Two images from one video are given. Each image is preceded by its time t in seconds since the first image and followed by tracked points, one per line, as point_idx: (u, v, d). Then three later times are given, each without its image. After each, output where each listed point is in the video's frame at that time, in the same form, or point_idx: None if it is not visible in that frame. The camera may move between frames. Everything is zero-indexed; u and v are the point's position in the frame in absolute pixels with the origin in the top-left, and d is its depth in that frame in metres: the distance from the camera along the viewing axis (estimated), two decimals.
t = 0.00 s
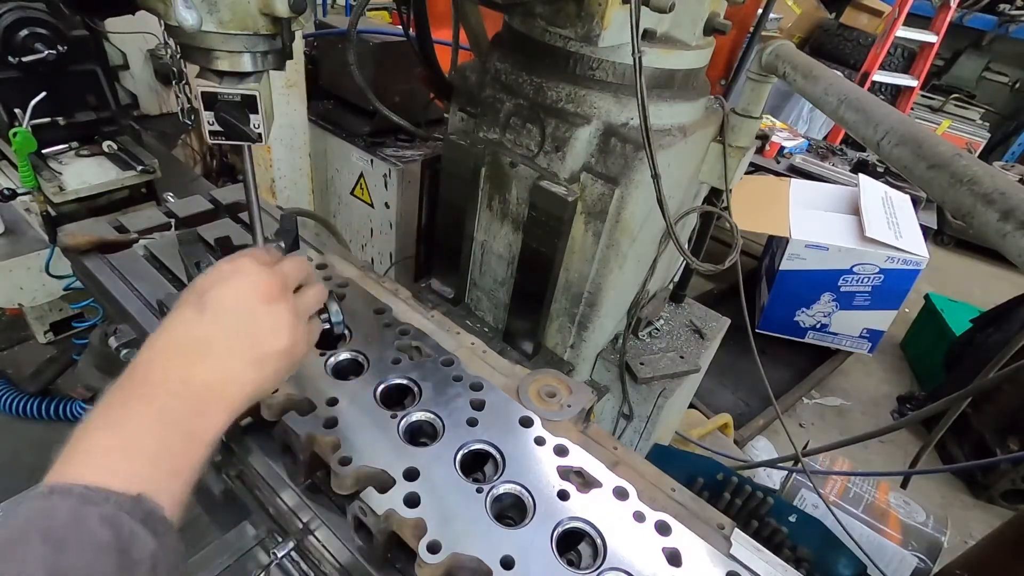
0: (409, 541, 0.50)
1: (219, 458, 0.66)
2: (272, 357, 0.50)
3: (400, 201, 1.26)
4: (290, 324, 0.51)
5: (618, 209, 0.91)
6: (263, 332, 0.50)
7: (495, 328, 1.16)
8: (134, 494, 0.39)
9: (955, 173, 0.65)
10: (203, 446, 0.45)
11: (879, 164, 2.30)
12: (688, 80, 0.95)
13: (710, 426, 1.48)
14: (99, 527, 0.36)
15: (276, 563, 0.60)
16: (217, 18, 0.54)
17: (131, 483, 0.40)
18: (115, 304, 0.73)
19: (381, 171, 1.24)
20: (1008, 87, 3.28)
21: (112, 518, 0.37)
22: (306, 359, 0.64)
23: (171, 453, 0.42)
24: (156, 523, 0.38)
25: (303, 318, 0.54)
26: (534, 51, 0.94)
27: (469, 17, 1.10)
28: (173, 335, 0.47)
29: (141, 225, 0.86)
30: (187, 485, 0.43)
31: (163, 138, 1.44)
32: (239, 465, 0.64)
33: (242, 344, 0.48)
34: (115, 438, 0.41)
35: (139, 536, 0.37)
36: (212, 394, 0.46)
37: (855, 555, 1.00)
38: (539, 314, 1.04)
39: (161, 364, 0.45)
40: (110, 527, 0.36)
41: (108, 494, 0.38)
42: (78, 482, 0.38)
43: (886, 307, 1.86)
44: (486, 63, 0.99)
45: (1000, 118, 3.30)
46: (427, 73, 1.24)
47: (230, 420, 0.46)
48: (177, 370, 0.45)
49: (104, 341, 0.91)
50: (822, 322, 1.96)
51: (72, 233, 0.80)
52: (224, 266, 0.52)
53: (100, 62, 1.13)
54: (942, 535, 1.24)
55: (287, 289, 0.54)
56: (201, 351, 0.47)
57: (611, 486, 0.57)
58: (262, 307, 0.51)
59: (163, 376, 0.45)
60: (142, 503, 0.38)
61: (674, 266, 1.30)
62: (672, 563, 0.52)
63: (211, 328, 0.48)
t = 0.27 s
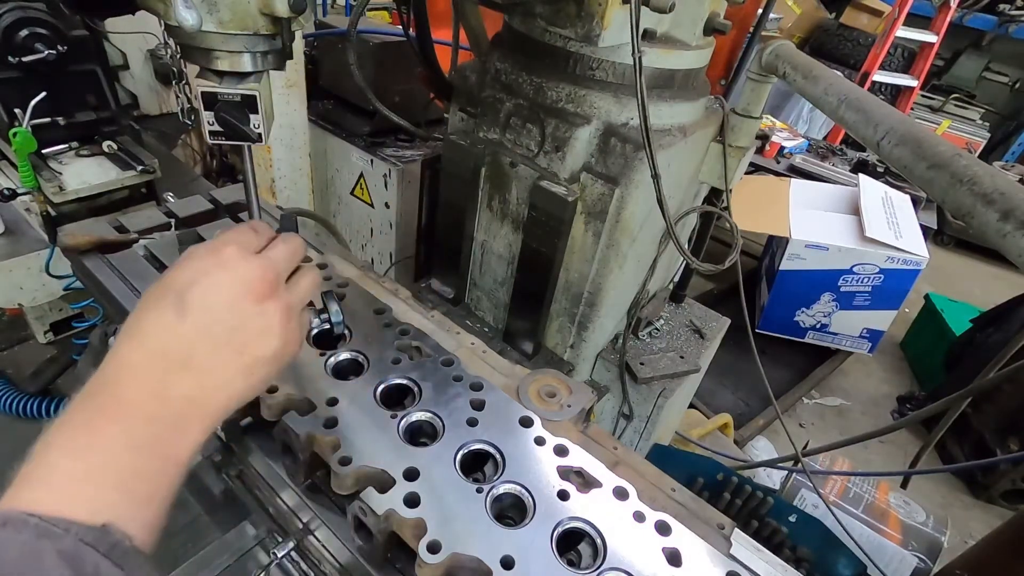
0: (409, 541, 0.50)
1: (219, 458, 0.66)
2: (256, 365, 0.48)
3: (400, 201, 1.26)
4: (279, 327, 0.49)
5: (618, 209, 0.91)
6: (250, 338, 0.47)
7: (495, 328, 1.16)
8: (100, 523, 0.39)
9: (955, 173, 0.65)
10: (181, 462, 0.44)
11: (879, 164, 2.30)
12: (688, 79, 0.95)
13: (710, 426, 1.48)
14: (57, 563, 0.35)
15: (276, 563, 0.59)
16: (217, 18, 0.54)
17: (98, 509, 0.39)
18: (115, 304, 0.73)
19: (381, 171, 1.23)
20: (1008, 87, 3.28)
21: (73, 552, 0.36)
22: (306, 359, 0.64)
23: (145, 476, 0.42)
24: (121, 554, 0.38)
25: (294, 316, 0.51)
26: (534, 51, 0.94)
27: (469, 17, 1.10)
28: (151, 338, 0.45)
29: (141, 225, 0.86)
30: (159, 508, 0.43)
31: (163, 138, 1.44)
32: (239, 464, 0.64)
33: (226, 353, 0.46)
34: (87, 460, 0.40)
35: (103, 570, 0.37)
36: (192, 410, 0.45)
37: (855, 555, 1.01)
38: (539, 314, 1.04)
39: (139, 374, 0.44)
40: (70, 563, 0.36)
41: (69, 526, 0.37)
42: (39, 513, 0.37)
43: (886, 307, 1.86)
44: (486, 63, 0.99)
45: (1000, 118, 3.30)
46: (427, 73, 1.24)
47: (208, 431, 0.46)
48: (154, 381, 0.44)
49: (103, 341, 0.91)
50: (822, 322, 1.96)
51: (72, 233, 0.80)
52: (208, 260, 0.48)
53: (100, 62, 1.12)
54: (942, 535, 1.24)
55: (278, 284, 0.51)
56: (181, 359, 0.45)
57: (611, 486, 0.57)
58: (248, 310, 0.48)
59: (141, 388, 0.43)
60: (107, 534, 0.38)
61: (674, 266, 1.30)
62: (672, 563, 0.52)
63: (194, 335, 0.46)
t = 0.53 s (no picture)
0: (409, 541, 0.50)
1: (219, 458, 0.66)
2: (241, 360, 0.48)
3: (400, 201, 1.26)
4: (265, 322, 0.49)
5: (618, 209, 0.91)
6: (235, 333, 0.47)
7: (495, 328, 1.16)
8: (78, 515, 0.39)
9: (955, 173, 0.65)
10: (164, 455, 0.45)
11: (879, 164, 2.30)
12: (688, 79, 0.95)
13: (710, 426, 1.48)
14: (33, 554, 0.36)
15: (277, 563, 0.59)
16: (217, 18, 0.54)
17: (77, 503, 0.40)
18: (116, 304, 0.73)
19: (381, 171, 1.23)
20: (1008, 87, 3.28)
21: (50, 544, 0.37)
22: (306, 359, 0.64)
23: (126, 468, 0.43)
24: (97, 546, 0.39)
25: (281, 310, 0.51)
26: (534, 51, 0.94)
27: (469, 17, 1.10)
28: (136, 332, 0.45)
29: (141, 225, 0.86)
30: (140, 502, 0.43)
31: (163, 138, 1.44)
32: (240, 464, 0.65)
33: (210, 348, 0.46)
34: (70, 453, 0.41)
35: (80, 562, 0.37)
36: (174, 404, 0.45)
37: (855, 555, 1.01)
38: (539, 314, 1.04)
39: (123, 367, 0.44)
40: (45, 554, 0.36)
41: (47, 518, 0.38)
42: (18, 504, 0.38)
43: (886, 307, 1.86)
44: (486, 63, 1.00)
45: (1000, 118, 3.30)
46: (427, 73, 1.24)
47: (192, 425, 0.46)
48: (137, 375, 0.44)
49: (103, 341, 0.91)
50: (822, 322, 1.96)
51: (72, 233, 0.80)
52: (195, 254, 0.48)
53: (100, 62, 1.13)
54: (942, 535, 1.24)
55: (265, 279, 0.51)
56: (165, 353, 0.45)
57: (611, 486, 0.57)
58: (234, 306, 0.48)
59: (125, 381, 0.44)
60: (85, 526, 0.39)
61: (674, 266, 1.30)
62: (672, 563, 0.52)
63: (178, 329, 0.46)
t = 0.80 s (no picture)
0: (409, 541, 0.50)
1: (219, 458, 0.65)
2: (192, 346, 0.50)
3: (400, 201, 1.26)
4: (210, 309, 0.52)
5: (618, 209, 0.91)
6: (182, 322, 0.51)
7: (495, 328, 1.16)
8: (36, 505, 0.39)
9: (955, 173, 0.65)
10: (123, 447, 0.46)
11: (879, 164, 2.30)
12: (688, 79, 0.95)
13: (710, 427, 1.48)
14: None
15: (277, 563, 0.59)
16: (217, 18, 0.54)
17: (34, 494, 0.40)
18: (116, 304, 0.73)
19: (381, 171, 1.23)
20: (1008, 87, 3.28)
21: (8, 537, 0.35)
22: (307, 359, 0.64)
23: (85, 460, 0.43)
24: (62, 536, 0.37)
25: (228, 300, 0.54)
26: (534, 51, 0.94)
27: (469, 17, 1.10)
28: (88, 333, 0.49)
29: (141, 225, 0.86)
30: (101, 494, 0.43)
31: (163, 138, 1.44)
32: (240, 463, 0.65)
33: (159, 338, 0.50)
34: (25, 449, 0.42)
35: (43, 555, 0.36)
36: (128, 392, 0.47)
37: (854, 555, 1.01)
38: (539, 315, 1.04)
39: (74, 364, 0.47)
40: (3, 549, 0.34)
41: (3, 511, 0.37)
42: None
43: (886, 307, 1.86)
44: (486, 63, 0.99)
45: (1000, 118, 3.30)
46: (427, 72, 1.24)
47: (149, 416, 0.48)
48: (87, 370, 0.47)
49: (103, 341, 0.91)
50: (822, 322, 1.96)
51: (72, 233, 0.80)
52: (133, 262, 0.53)
53: (100, 62, 1.13)
54: (942, 535, 1.24)
55: (208, 268, 0.55)
56: (114, 348, 0.48)
57: (611, 486, 0.57)
58: (182, 292, 0.52)
59: (76, 376, 0.46)
60: (44, 518, 0.38)
61: (673, 265, 1.30)
62: (672, 563, 0.52)
63: (127, 322, 0.49)
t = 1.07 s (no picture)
0: (409, 541, 0.50)
1: (219, 458, 0.65)
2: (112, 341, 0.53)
3: (400, 201, 1.26)
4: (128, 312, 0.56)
5: (618, 209, 0.91)
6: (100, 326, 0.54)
7: (495, 328, 1.16)
8: None
9: (955, 173, 0.65)
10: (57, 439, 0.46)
11: (879, 164, 2.30)
12: (688, 79, 0.95)
13: (710, 427, 1.48)
14: None
15: (277, 562, 0.59)
16: (217, 18, 0.54)
17: None
18: (116, 304, 0.73)
19: (381, 171, 1.23)
20: (1008, 87, 3.28)
21: None
22: (307, 359, 0.64)
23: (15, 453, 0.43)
24: None
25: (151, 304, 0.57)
26: (534, 51, 0.94)
27: (469, 17, 1.10)
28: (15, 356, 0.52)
29: (141, 225, 0.86)
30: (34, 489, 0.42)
31: (163, 138, 1.44)
32: (240, 464, 0.65)
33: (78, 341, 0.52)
34: None
35: None
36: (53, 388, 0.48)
37: (854, 555, 1.01)
38: (539, 315, 1.04)
39: None
40: None
41: None
42: None
43: (886, 307, 1.86)
44: (486, 63, 1.00)
45: (1000, 118, 3.30)
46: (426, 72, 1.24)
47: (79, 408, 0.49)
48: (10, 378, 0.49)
49: (103, 341, 0.91)
50: (822, 322, 1.96)
51: (72, 233, 0.80)
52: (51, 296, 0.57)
53: (100, 62, 1.13)
54: (942, 535, 1.24)
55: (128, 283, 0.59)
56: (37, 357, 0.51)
57: (611, 486, 0.57)
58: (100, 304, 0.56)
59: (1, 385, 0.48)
60: None
61: (674, 265, 1.30)
62: (672, 563, 0.52)
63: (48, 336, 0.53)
